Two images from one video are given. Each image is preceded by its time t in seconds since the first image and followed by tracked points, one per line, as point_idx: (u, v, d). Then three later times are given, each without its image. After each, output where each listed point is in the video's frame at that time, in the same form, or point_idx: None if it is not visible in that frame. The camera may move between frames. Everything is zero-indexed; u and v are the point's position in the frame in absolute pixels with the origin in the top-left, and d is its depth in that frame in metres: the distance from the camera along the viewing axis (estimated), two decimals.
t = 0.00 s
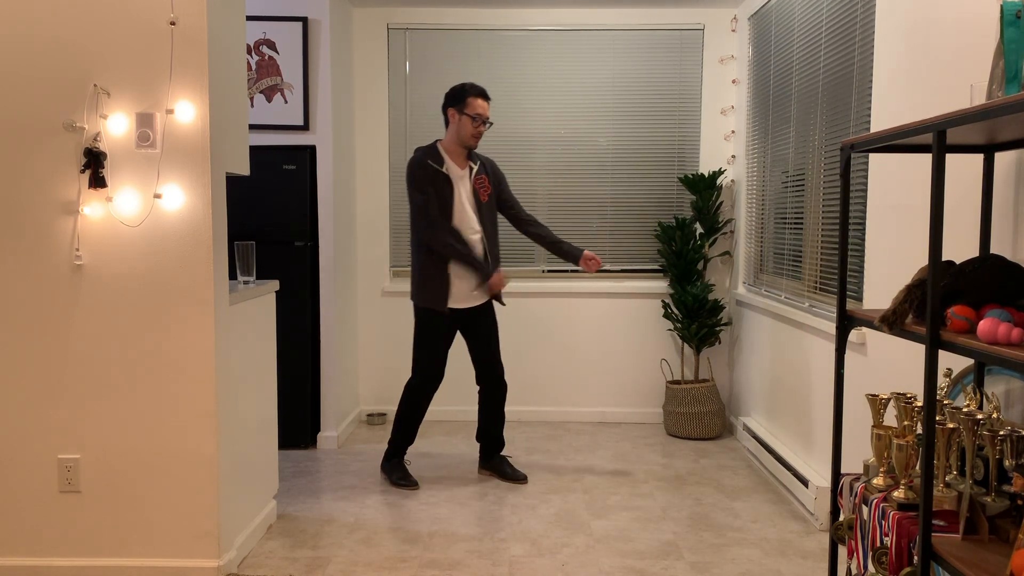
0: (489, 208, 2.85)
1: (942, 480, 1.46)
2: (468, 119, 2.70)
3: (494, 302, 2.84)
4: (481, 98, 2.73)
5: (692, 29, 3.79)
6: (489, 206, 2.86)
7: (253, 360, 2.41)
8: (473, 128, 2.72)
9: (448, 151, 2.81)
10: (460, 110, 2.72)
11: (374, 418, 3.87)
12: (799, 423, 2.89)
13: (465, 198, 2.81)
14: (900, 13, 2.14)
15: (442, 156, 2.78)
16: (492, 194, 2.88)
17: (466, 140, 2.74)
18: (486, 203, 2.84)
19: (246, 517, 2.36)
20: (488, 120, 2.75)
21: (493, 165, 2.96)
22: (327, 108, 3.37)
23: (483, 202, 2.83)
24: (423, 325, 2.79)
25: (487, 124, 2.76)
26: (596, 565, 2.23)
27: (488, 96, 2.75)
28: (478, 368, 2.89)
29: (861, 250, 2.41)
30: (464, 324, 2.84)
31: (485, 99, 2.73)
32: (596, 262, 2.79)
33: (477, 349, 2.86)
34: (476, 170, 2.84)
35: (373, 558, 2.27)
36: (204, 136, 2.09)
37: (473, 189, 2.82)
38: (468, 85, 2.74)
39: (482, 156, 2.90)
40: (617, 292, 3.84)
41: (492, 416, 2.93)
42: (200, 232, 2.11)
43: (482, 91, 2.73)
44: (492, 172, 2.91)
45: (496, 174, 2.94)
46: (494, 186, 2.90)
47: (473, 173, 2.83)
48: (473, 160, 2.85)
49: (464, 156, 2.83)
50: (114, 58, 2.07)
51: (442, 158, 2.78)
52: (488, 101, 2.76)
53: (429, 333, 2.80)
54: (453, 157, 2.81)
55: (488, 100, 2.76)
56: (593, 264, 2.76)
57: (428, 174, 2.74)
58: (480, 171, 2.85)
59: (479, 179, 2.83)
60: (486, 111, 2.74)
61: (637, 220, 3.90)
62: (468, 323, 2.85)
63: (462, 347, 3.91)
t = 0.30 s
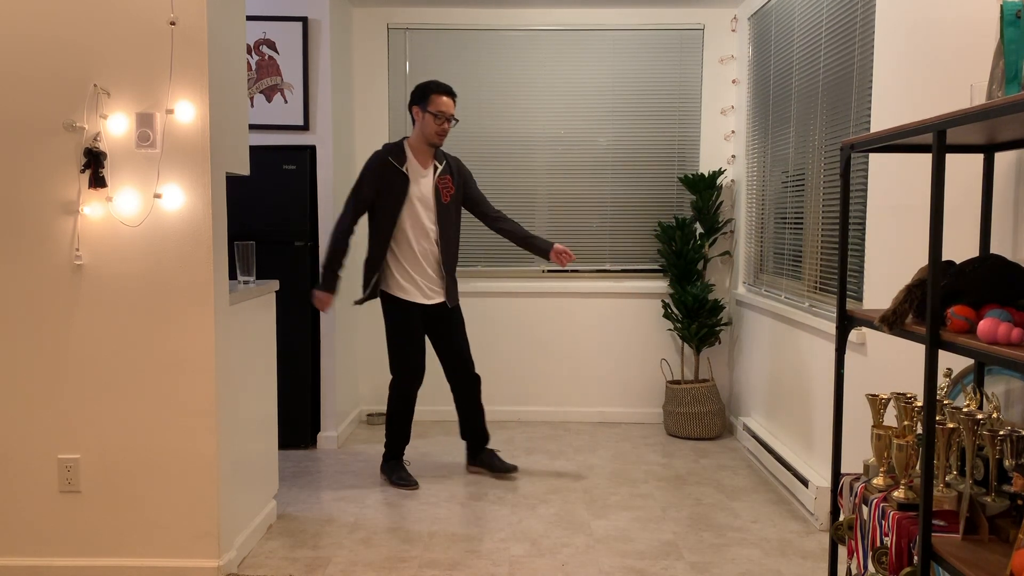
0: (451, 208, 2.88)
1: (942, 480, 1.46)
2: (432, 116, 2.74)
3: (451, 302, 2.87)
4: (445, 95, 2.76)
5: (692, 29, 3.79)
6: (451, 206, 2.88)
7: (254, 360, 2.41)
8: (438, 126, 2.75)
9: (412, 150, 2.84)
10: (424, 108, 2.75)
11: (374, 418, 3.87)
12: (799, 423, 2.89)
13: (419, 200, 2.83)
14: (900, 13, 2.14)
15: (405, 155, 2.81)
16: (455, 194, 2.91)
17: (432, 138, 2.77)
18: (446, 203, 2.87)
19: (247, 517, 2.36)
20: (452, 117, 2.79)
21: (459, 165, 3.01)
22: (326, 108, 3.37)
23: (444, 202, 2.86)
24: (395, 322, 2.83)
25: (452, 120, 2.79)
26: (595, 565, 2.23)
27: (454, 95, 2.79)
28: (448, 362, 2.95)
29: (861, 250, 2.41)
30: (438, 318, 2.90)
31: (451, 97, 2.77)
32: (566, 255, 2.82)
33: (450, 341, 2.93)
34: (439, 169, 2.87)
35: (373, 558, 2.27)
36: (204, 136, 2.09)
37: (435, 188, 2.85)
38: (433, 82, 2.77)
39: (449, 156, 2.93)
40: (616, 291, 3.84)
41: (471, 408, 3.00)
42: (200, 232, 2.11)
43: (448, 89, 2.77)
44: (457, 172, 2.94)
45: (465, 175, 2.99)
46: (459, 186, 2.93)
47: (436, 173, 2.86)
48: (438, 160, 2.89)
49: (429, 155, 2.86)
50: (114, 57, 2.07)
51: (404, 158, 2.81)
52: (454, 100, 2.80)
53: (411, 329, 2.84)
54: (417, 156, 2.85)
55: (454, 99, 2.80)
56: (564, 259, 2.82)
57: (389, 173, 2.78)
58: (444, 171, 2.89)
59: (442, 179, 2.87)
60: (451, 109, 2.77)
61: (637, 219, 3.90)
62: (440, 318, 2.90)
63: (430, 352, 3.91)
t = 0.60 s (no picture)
0: (437, 202, 2.91)
1: (942, 480, 1.46)
2: (414, 110, 2.75)
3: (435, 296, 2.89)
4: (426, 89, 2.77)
5: (692, 29, 3.79)
6: (437, 200, 2.91)
7: (253, 360, 2.41)
8: (419, 120, 2.76)
9: (396, 146, 2.87)
10: (405, 103, 2.77)
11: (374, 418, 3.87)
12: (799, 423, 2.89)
13: (403, 195, 2.86)
14: (900, 13, 2.14)
15: (390, 149, 2.85)
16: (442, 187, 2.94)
17: (414, 133, 2.79)
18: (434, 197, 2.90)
19: (247, 517, 2.36)
20: (435, 111, 2.79)
21: (447, 159, 3.03)
22: (326, 108, 3.37)
23: (431, 196, 2.89)
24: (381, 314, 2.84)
25: (435, 114, 2.80)
26: (595, 565, 2.23)
27: (436, 89, 2.80)
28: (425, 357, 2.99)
29: (861, 250, 2.41)
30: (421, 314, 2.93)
31: (432, 91, 2.78)
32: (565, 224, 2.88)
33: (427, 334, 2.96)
34: (425, 163, 2.90)
35: (373, 558, 2.27)
36: (204, 136, 2.09)
37: (420, 181, 2.88)
38: (417, 77, 2.79)
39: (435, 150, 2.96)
40: (616, 291, 3.84)
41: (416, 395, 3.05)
42: (200, 232, 2.11)
43: (430, 83, 2.78)
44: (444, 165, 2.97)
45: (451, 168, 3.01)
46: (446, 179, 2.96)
47: (421, 167, 2.89)
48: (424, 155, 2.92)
49: (414, 150, 2.88)
50: (114, 58, 2.07)
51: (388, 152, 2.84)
52: (436, 94, 2.81)
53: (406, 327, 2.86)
54: (401, 152, 2.87)
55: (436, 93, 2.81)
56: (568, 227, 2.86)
57: (372, 166, 2.82)
58: (430, 164, 2.92)
59: (428, 173, 2.89)
60: (433, 103, 2.79)
61: (637, 219, 3.90)
62: (424, 315, 2.94)
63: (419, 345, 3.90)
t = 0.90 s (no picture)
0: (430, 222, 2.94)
1: (942, 480, 1.46)
2: (409, 132, 2.77)
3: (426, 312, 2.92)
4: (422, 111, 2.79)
5: (692, 29, 3.79)
6: (430, 220, 2.94)
7: (253, 360, 2.41)
8: (414, 141, 2.78)
9: (391, 166, 2.89)
10: (401, 124, 2.79)
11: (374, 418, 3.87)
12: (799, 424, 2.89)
13: (398, 215, 2.88)
14: (900, 13, 2.14)
15: (384, 168, 2.87)
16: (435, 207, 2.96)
17: (408, 154, 2.81)
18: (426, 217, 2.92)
19: (247, 517, 2.36)
20: (430, 132, 2.81)
21: (442, 178, 3.05)
22: (326, 108, 3.37)
23: (424, 216, 2.92)
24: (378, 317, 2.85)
25: (430, 135, 2.82)
26: (595, 565, 2.23)
27: (432, 111, 2.81)
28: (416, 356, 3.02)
29: (861, 250, 2.41)
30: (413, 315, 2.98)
31: (428, 113, 2.80)
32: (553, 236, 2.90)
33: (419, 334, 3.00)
34: (420, 183, 2.92)
35: (373, 558, 2.27)
36: (204, 136, 2.09)
37: (414, 201, 2.90)
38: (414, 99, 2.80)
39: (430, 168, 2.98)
40: (616, 292, 3.84)
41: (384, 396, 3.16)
42: (200, 232, 2.11)
43: (426, 105, 2.79)
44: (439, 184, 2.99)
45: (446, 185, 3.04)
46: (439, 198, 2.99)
47: (416, 186, 2.91)
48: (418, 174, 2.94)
49: (409, 169, 2.91)
50: (114, 58, 2.07)
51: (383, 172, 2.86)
52: (432, 116, 2.82)
53: (405, 327, 2.86)
54: (396, 172, 2.89)
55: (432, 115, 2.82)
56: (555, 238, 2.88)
57: (366, 186, 2.85)
58: (425, 184, 2.94)
59: (422, 193, 2.92)
60: (428, 125, 2.80)
61: (636, 220, 3.90)
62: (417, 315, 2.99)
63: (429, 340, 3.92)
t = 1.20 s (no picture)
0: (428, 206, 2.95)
1: (942, 480, 1.46)
2: (404, 118, 2.77)
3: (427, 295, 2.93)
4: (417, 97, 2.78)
5: (692, 29, 3.79)
6: (427, 204, 2.95)
7: (253, 360, 2.41)
8: (409, 127, 2.79)
9: (388, 151, 2.91)
10: (397, 111, 2.80)
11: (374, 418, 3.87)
12: (799, 423, 2.89)
13: (397, 200, 2.90)
14: (900, 13, 2.14)
15: (382, 154, 2.89)
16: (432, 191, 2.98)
17: (404, 140, 2.82)
18: (424, 201, 2.94)
19: (247, 517, 2.36)
20: (426, 119, 2.81)
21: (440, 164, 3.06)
22: (326, 108, 3.37)
23: (421, 200, 2.93)
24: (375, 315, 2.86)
25: (426, 121, 2.82)
26: (595, 565, 2.23)
27: (428, 97, 2.81)
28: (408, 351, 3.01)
29: (861, 250, 2.41)
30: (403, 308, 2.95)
31: (423, 99, 2.79)
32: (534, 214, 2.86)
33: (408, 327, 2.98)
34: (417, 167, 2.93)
35: (373, 558, 2.27)
36: (204, 136, 2.09)
37: (412, 185, 2.91)
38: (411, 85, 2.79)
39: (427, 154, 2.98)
40: (615, 292, 3.84)
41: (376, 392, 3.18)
42: (200, 232, 2.11)
43: (421, 91, 2.79)
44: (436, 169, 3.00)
45: (443, 171, 3.05)
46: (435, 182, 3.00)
47: (413, 170, 2.93)
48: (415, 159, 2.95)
49: (406, 154, 2.92)
50: (114, 58, 2.07)
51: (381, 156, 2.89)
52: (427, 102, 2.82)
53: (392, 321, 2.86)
54: (393, 157, 2.91)
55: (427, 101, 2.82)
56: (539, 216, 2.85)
57: (366, 171, 2.88)
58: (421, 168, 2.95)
59: (419, 177, 2.93)
60: (423, 111, 2.80)
61: (637, 220, 3.90)
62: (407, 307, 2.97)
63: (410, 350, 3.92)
